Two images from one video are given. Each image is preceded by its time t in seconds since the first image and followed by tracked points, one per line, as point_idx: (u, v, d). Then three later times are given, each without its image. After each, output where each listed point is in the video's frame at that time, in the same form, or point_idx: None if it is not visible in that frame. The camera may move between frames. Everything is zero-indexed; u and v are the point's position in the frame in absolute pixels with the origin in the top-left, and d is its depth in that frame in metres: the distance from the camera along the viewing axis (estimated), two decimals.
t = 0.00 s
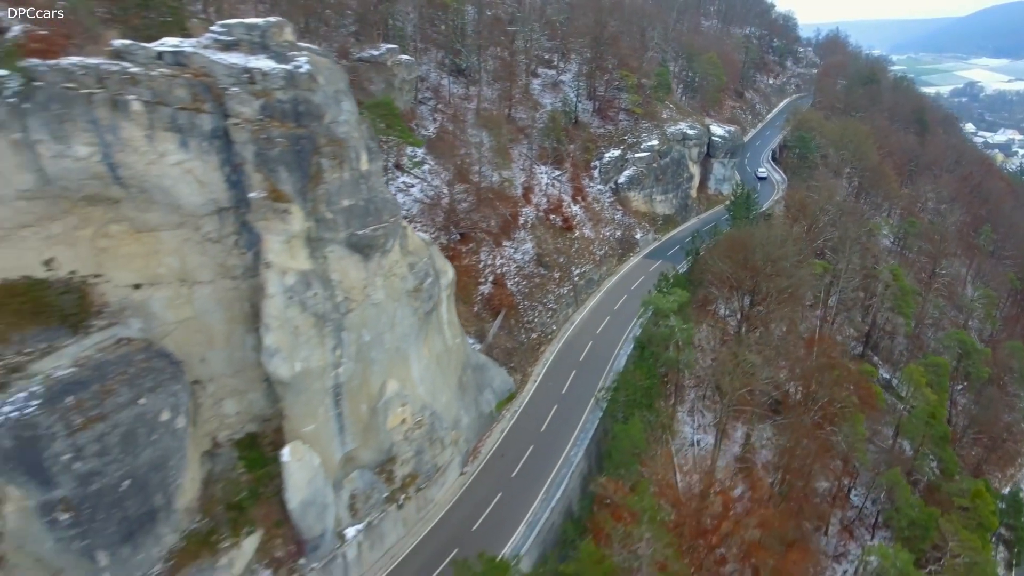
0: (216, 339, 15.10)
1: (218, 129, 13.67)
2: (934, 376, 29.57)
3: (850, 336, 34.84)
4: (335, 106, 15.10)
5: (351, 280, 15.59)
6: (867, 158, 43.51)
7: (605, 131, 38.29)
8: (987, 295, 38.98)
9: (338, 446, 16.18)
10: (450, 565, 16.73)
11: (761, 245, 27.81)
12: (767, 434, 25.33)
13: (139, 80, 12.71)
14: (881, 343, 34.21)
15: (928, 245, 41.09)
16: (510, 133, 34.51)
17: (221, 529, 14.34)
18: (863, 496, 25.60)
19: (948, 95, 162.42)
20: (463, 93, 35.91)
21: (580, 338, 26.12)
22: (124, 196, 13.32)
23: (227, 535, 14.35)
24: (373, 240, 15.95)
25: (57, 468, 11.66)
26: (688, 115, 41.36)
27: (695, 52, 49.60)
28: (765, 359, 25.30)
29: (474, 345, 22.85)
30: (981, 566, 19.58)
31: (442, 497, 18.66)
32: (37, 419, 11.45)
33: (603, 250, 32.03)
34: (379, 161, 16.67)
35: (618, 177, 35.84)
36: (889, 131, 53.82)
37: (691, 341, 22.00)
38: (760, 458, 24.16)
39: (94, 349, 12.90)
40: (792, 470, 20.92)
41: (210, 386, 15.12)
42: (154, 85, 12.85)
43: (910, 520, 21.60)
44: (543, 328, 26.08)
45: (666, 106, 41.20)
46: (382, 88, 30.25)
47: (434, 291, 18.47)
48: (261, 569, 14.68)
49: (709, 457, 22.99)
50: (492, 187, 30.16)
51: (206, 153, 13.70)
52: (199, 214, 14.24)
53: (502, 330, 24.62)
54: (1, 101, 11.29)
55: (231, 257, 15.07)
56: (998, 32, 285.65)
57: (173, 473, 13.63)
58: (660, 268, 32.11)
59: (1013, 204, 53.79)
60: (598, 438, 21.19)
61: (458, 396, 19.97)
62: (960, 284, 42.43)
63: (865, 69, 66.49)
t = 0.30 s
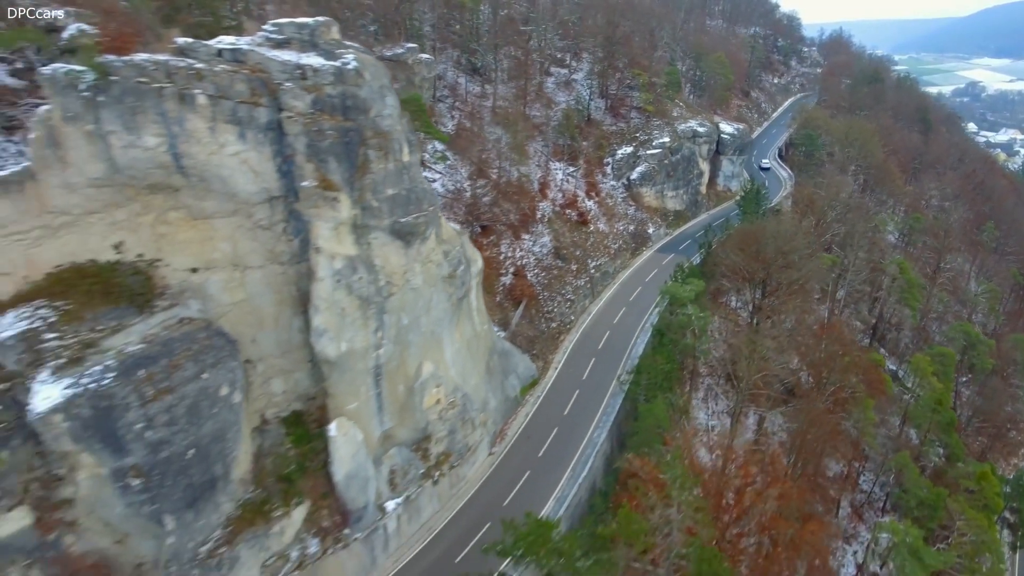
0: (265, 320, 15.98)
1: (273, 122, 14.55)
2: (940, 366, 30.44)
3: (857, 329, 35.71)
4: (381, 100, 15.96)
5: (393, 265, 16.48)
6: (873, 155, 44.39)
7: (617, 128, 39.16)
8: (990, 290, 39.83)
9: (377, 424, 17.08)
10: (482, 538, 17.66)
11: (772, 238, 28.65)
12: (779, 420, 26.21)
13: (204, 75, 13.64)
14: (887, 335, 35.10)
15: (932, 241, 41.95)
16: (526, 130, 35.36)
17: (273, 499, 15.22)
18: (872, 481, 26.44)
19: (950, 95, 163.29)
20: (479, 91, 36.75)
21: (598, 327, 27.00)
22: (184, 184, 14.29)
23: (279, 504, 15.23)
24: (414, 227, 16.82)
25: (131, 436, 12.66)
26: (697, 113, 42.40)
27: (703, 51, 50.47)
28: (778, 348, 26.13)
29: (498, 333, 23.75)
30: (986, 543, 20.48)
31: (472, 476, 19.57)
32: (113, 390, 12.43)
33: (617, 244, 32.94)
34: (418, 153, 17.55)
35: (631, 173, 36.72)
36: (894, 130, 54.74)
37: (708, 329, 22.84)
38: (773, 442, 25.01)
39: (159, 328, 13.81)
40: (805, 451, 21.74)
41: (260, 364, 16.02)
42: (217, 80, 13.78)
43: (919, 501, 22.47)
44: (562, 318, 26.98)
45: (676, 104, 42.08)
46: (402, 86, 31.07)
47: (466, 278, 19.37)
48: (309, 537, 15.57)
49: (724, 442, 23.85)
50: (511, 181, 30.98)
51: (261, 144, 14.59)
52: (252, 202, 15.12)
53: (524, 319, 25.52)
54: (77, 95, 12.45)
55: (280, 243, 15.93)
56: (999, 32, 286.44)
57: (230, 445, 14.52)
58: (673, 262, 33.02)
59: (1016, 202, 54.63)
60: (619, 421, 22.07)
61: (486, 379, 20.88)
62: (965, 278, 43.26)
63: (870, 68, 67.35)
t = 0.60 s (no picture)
0: (303, 307, 16.74)
1: (313, 117, 15.28)
2: (944, 357, 31.16)
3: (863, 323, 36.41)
4: (414, 97, 16.72)
5: (425, 255, 17.21)
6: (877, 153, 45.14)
7: (627, 127, 39.92)
8: (993, 285, 40.52)
9: (407, 407, 17.82)
10: (508, 518, 18.40)
11: (781, 232, 29.33)
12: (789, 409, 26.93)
13: (252, 72, 14.43)
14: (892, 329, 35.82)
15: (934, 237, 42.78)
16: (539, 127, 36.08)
17: (312, 477, 15.97)
18: (879, 469, 27.17)
19: (952, 95, 163.94)
20: (491, 89, 37.49)
21: (612, 319, 27.74)
22: (229, 176, 15.12)
23: (317, 482, 15.97)
24: (445, 218, 17.52)
25: (184, 413, 13.47)
26: (704, 112, 43.10)
27: (710, 51, 51.19)
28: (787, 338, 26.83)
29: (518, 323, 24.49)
30: (991, 527, 21.14)
31: (496, 460, 20.31)
32: (169, 368, 13.24)
33: (628, 239, 33.68)
34: (447, 148, 18.26)
35: (641, 170, 37.45)
36: (898, 128, 55.47)
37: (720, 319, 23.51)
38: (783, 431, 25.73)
39: (207, 312, 14.61)
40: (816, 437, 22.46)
41: (297, 349, 16.80)
42: (264, 77, 14.55)
43: (925, 485, 23.22)
44: (578, 310, 27.71)
45: (683, 103, 42.83)
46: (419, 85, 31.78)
47: (490, 268, 20.08)
48: (346, 514, 16.30)
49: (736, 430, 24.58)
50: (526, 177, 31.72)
51: (302, 138, 15.32)
52: (292, 193, 15.81)
53: (540, 311, 26.29)
54: (132, 91, 13.43)
55: (316, 233, 16.63)
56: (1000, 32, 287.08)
57: (273, 424, 15.27)
58: (683, 256, 33.74)
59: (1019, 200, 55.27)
60: (636, 408, 22.79)
61: (507, 367, 21.61)
62: (969, 273, 43.92)
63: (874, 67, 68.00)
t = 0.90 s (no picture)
0: (339, 294, 17.56)
1: (352, 112, 16.07)
2: (949, 349, 31.91)
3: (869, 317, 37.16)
4: (446, 93, 17.53)
5: (455, 245, 18.02)
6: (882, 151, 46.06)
7: (637, 125, 40.70)
8: (996, 281, 41.30)
9: (437, 391, 18.63)
10: (533, 499, 19.20)
11: (789, 227, 30.11)
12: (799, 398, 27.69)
13: (297, 69, 15.25)
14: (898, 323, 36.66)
15: (938, 233, 43.61)
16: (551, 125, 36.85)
17: (350, 455, 16.79)
18: (887, 457, 27.95)
19: (954, 95, 164.63)
20: (503, 88, 38.25)
21: (627, 311, 28.56)
22: (272, 168, 15.95)
23: (355, 460, 16.78)
24: (475, 209, 18.27)
25: (235, 391, 14.26)
26: (713, 112, 43.85)
27: (716, 51, 51.95)
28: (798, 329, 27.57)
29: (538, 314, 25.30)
30: (994, 509, 21.83)
31: (519, 443, 21.11)
32: (222, 348, 14.02)
33: (640, 234, 34.48)
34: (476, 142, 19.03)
35: (651, 167, 38.22)
36: (902, 127, 56.33)
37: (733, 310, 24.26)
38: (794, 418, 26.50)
39: (254, 296, 15.41)
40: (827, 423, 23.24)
41: (334, 334, 17.65)
42: (309, 74, 15.37)
43: (931, 470, 23.97)
44: (593, 302, 28.54)
45: (691, 102, 43.61)
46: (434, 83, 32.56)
47: (515, 259, 20.84)
48: (381, 491, 17.13)
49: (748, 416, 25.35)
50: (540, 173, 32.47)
51: (342, 132, 16.12)
52: (332, 184, 16.59)
53: (558, 303, 27.13)
54: (186, 87, 14.26)
55: (352, 224, 17.37)
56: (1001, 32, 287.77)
57: (314, 404, 16.08)
58: (693, 251, 34.54)
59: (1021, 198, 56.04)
60: (652, 395, 23.56)
61: (529, 355, 22.40)
62: (974, 268, 44.62)
63: (878, 67, 68.77)
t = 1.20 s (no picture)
0: (371, 283, 18.33)
1: (386, 108, 16.83)
2: (953, 342, 32.62)
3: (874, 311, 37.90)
4: (473, 90, 18.35)
5: (482, 236, 18.76)
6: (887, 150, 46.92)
7: (646, 123, 41.42)
8: (998, 276, 42.06)
9: (463, 376, 19.37)
10: (554, 481, 19.94)
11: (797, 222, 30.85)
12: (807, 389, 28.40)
13: (336, 67, 16.04)
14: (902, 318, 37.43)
15: (942, 230, 44.31)
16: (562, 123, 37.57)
17: (382, 436, 17.53)
18: (893, 447, 28.67)
19: (955, 95, 165.31)
20: (515, 87, 38.93)
21: (639, 304, 29.30)
22: (310, 161, 16.69)
23: (387, 441, 17.52)
24: (501, 201, 18.97)
25: (278, 372, 15.05)
26: (720, 110, 44.59)
27: (722, 51, 52.67)
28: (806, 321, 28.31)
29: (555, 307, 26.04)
30: (998, 495, 22.47)
31: (539, 429, 21.85)
32: (267, 331, 14.81)
33: (650, 230, 35.22)
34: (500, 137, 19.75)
35: (660, 165, 38.98)
36: (905, 126, 57.17)
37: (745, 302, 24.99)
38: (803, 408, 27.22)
39: (293, 283, 16.20)
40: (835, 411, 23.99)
41: (365, 321, 18.43)
42: (346, 71, 16.15)
43: (937, 457, 24.68)
44: (606, 295, 29.28)
45: (699, 101, 44.34)
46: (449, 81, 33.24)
47: (536, 251, 21.58)
48: (411, 472, 17.87)
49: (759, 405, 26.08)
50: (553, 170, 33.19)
51: (376, 127, 16.88)
52: (365, 177, 17.30)
53: (573, 295, 27.87)
54: (231, 83, 15.03)
55: (383, 215, 18.09)
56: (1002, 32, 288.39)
57: (349, 387, 16.83)
58: (702, 247, 35.29)
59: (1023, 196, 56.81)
60: (666, 384, 24.30)
61: (548, 344, 23.16)
62: (977, 265, 45.35)
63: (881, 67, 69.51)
